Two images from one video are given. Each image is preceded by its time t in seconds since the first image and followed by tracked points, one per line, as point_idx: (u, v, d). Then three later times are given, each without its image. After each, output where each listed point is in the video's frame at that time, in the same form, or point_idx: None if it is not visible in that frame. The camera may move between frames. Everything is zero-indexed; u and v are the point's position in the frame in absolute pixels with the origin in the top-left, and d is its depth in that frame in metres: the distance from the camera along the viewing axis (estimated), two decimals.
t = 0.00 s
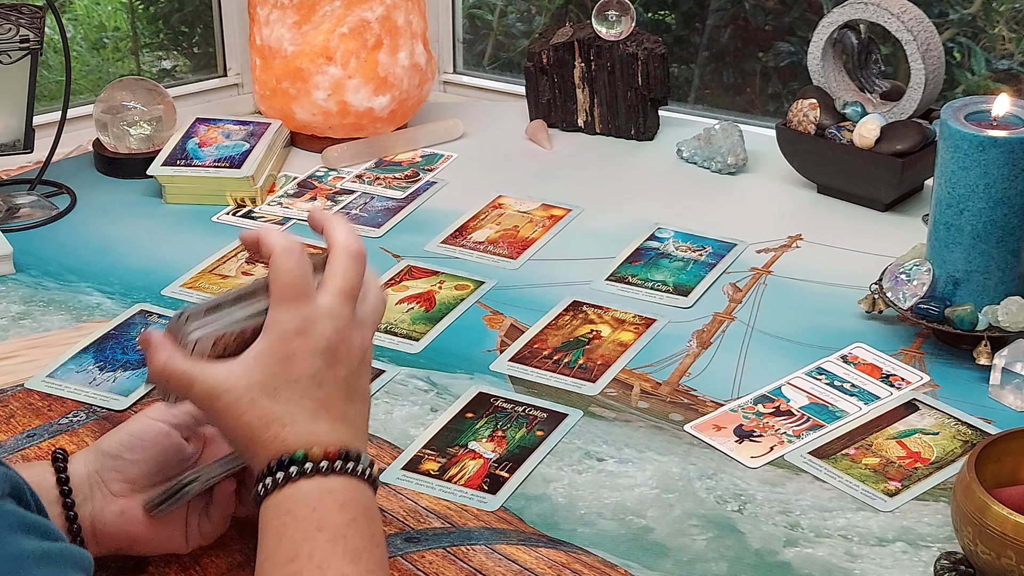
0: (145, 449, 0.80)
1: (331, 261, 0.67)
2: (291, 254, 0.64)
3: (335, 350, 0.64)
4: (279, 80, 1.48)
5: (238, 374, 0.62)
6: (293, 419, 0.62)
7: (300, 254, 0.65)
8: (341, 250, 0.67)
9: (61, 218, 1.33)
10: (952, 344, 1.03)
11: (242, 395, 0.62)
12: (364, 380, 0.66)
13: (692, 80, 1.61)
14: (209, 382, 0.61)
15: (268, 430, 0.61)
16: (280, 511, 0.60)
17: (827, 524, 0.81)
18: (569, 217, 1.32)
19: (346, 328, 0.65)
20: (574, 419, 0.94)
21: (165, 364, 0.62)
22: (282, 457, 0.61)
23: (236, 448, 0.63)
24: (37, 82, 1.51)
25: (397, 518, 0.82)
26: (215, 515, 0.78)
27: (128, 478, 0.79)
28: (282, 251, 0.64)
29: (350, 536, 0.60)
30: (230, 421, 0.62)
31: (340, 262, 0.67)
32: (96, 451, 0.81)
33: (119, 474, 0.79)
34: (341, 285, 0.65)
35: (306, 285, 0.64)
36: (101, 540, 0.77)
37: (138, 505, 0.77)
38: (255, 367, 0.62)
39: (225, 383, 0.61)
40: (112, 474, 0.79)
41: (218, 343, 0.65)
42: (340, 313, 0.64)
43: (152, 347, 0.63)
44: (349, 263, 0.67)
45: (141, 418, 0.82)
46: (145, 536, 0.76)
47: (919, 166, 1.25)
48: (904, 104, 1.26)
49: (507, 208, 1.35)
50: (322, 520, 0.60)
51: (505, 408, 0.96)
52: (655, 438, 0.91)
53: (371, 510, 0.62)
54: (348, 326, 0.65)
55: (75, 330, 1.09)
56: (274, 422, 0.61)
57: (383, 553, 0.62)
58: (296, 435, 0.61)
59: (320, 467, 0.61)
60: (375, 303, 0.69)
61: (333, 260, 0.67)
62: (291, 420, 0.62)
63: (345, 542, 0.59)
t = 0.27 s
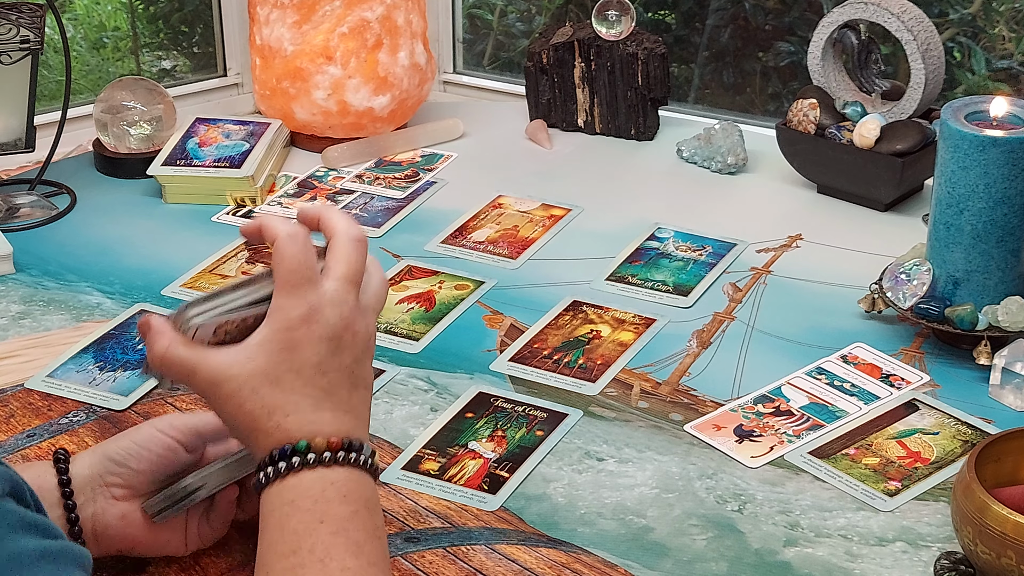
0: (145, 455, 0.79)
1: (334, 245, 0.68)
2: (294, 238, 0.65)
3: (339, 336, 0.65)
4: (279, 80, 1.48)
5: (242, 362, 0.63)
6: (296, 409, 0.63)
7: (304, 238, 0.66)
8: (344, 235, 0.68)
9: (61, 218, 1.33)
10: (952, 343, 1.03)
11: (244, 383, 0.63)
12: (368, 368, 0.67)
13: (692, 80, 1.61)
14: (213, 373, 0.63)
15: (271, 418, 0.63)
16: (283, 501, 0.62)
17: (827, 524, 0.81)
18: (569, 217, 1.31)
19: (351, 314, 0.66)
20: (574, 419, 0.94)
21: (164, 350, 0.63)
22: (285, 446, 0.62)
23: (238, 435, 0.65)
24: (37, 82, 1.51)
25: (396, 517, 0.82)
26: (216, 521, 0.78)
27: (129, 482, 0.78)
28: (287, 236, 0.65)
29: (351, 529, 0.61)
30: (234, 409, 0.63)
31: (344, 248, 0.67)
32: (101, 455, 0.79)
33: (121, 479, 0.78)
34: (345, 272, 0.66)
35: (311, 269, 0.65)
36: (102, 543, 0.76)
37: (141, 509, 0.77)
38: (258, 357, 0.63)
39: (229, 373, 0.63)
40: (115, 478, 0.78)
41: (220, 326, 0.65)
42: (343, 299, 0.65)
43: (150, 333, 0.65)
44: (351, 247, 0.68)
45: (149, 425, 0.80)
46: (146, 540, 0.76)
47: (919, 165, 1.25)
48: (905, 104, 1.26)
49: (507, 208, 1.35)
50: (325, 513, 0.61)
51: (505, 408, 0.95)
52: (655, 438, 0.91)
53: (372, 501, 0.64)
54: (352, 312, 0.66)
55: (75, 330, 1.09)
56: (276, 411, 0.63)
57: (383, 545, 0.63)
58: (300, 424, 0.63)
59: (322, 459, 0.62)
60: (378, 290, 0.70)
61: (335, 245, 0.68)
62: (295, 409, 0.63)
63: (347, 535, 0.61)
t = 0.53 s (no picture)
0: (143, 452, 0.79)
1: (333, 242, 0.70)
2: (296, 234, 0.68)
3: (343, 331, 0.66)
4: (279, 80, 1.48)
5: (243, 353, 0.64)
6: (297, 405, 0.64)
7: (305, 234, 0.68)
8: (342, 232, 0.70)
9: (61, 218, 1.33)
10: (952, 343, 1.03)
11: (246, 375, 0.64)
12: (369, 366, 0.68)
13: (692, 80, 1.61)
14: (216, 364, 0.64)
15: (273, 413, 0.64)
16: (282, 497, 0.63)
17: (827, 524, 0.81)
18: (569, 217, 1.31)
19: (355, 308, 0.67)
20: (574, 419, 0.94)
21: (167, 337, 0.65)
22: (285, 441, 0.63)
23: (242, 436, 0.66)
24: (37, 82, 1.51)
25: (396, 517, 0.82)
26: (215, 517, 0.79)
27: (128, 480, 0.78)
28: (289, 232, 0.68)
29: (351, 525, 0.62)
30: (236, 402, 0.64)
31: (342, 246, 0.69)
32: (99, 452, 0.79)
33: (118, 476, 0.78)
34: (346, 267, 0.68)
35: (313, 263, 0.67)
36: (101, 540, 0.76)
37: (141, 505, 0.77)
38: (260, 349, 0.64)
39: (232, 364, 0.64)
40: (113, 476, 0.78)
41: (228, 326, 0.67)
42: (347, 292, 0.67)
43: (154, 319, 0.67)
44: (349, 244, 0.70)
45: (146, 423, 0.81)
46: (144, 536, 0.76)
47: (919, 165, 1.25)
48: (904, 104, 1.26)
49: (507, 208, 1.35)
50: (325, 507, 0.62)
51: (505, 408, 0.95)
52: (655, 438, 0.91)
53: (372, 497, 0.64)
54: (356, 307, 0.67)
55: (75, 330, 1.09)
56: (278, 407, 0.64)
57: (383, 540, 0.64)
58: (302, 419, 0.63)
59: (323, 455, 0.63)
60: (380, 286, 0.71)
61: (333, 240, 0.70)
62: (296, 405, 0.64)
63: (347, 530, 0.61)
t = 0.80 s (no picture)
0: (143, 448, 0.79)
1: (324, 238, 0.69)
2: (288, 231, 0.67)
3: (339, 327, 0.66)
4: (279, 80, 1.48)
5: (238, 348, 0.64)
6: (294, 399, 0.64)
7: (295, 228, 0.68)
8: (333, 227, 0.70)
9: (61, 218, 1.33)
10: (952, 343, 1.03)
11: (245, 373, 0.64)
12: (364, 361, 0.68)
13: (692, 80, 1.61)
14: (209, 356, 0.64)
15: (270, 409, 0.64)
16: (281, 486, 0.63)
17: (827, 524, 0.81)
18: (569, 217, 1.31)
19: (350, 302, 0.67)
20: (574, 419, 0.94)
21: (164, 335, 0.64)
22: (284, 436, 0.63)
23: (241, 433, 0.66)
24: (37, 82, 1.51)
25: (396, 517, 0.82)
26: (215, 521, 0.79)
27: (128, 481, 0.78)
28: (275, 230, 0.67)
29: (351, 520, 0.62)
30: (230, 399, 0.64)
31: (335, 239, 0.69)
32: (97, 453, 0.79)
33: (118, 477, 0.78)
34: (340, 261, 0.68)
35: (308, 261, 0.66)
36: (101, 541, 0.77)
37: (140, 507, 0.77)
38: (257, 343, 0.64)
39: (231, 355, 0.64)
40: (112, 476, 0.78)
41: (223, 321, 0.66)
42: (342, 286, 0.66)
43: (147, 318, 0.65)
44: (340, 239, 0.69)
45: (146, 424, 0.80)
46: (145, 536, 0.77)
47: (919, 165, 1.25)
48: (905, 104, 1.26)
49: (507, 208, 1.35)
50: (325, 502, 0.62)
51: (505, 407, 0.95)
52: (655, 438, 0.91)
53: (371, 491, 0.65)
54: (351, 300, 0.67)
55: (75, 330, 1.09)
56: (275, 402, 0.64)
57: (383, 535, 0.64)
58: (299, 414, 0.64)
59: (322, 449, 0.63)
60: (371, 279, 0.71)
61: (324, 233, 0.70)
62: (294, 400, 0.64)
63: (347, 525, 0.62)
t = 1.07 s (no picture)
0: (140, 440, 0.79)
1: (332, 235, 0.70)
2: (296, 232, 0.67)
3: (341, 326, 0.66)
4: (279, 80, 1.48)
5: (242, 349, 0.64)
6: (296, 399, 0.64)
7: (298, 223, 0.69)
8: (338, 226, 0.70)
9: (61, 218, 1.33)
10: (952, 343, 1.03)
11: (245, 370, 0.64)
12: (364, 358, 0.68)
13: (692, 80, 1.61)
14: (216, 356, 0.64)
15: (272, 407, 0.64)
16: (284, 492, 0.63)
17: (827, 524, 0.81)
18: (569, 217, 1.31)
19: (353, 302, 0.67)
20: (574, 419, 0.94)
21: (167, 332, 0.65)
22: (285, 436, 0.63)
23: (243, 431, 0.66)
24: (38, 82, 1.51)
25: (396, 517, 0.82)
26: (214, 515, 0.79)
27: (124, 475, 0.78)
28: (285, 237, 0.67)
29: (350, 519, 0.62)
30: (232, 394, 0.64)
31: (340, 238, 0.70)
32: (93, 449, 0.79)
33: (113, 473, 0.78)
34: (343, 262, 0.68)
35: (310, 261, 0.67)
36: (100, 537, 0.77)
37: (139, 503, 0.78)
38: (261, 344, 0.64)
39: (241, 354, 0.64)
40: (107, 473, 0.78)
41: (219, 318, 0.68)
42: (343, 288, 0.67)
43: (150, 314, 0.66)
44: (345, 237, 0.70)
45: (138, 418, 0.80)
46: (144, 531, 0.77)
47: (919, 165, 1.25)
48: (905, 104, 1.26)
49: (507, 208, 1.35)
50: (324, 502, 0.62)
51: (505, 408, 0.95)
52: (655, 438, 0.91)
53: (371, 489, 0.65)
54: (353, 301, 0.67)
55: (75, 330, 1.09)
56: (278, 401, 0.64)
57: (383, 535, 0.64)
58: (301, 413, 0.63)
59: (322, 449, 0.63)
60: (375, 277, 0.71)
61: (331, 231, 0.70)
62: (295, 399, 0.64)
63: (346, 525, 0.62)
